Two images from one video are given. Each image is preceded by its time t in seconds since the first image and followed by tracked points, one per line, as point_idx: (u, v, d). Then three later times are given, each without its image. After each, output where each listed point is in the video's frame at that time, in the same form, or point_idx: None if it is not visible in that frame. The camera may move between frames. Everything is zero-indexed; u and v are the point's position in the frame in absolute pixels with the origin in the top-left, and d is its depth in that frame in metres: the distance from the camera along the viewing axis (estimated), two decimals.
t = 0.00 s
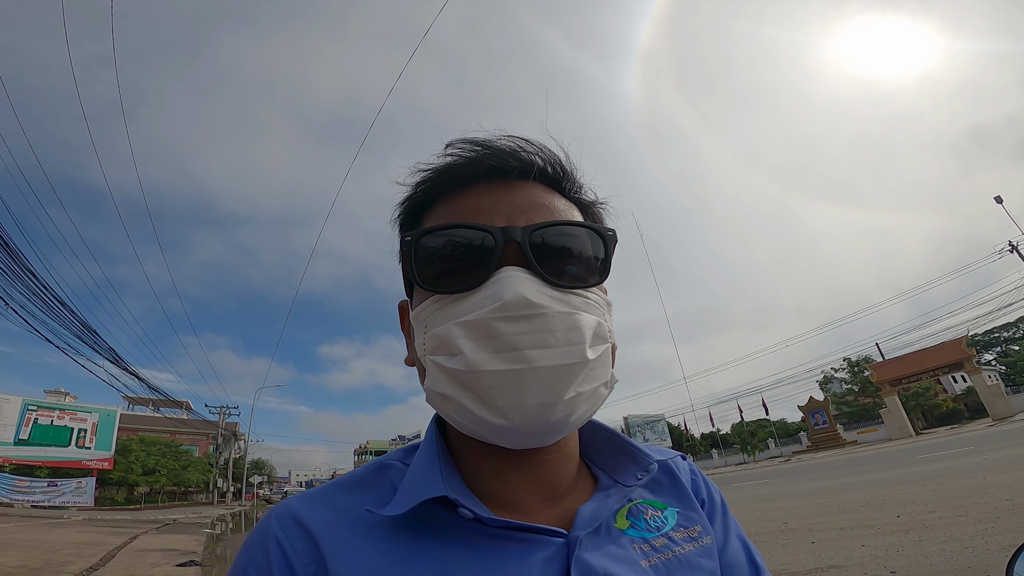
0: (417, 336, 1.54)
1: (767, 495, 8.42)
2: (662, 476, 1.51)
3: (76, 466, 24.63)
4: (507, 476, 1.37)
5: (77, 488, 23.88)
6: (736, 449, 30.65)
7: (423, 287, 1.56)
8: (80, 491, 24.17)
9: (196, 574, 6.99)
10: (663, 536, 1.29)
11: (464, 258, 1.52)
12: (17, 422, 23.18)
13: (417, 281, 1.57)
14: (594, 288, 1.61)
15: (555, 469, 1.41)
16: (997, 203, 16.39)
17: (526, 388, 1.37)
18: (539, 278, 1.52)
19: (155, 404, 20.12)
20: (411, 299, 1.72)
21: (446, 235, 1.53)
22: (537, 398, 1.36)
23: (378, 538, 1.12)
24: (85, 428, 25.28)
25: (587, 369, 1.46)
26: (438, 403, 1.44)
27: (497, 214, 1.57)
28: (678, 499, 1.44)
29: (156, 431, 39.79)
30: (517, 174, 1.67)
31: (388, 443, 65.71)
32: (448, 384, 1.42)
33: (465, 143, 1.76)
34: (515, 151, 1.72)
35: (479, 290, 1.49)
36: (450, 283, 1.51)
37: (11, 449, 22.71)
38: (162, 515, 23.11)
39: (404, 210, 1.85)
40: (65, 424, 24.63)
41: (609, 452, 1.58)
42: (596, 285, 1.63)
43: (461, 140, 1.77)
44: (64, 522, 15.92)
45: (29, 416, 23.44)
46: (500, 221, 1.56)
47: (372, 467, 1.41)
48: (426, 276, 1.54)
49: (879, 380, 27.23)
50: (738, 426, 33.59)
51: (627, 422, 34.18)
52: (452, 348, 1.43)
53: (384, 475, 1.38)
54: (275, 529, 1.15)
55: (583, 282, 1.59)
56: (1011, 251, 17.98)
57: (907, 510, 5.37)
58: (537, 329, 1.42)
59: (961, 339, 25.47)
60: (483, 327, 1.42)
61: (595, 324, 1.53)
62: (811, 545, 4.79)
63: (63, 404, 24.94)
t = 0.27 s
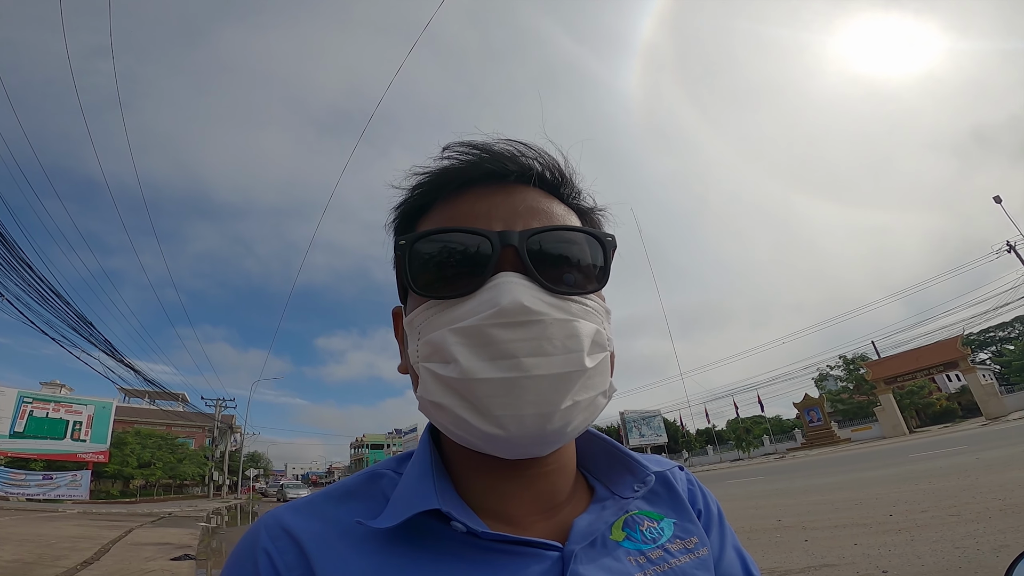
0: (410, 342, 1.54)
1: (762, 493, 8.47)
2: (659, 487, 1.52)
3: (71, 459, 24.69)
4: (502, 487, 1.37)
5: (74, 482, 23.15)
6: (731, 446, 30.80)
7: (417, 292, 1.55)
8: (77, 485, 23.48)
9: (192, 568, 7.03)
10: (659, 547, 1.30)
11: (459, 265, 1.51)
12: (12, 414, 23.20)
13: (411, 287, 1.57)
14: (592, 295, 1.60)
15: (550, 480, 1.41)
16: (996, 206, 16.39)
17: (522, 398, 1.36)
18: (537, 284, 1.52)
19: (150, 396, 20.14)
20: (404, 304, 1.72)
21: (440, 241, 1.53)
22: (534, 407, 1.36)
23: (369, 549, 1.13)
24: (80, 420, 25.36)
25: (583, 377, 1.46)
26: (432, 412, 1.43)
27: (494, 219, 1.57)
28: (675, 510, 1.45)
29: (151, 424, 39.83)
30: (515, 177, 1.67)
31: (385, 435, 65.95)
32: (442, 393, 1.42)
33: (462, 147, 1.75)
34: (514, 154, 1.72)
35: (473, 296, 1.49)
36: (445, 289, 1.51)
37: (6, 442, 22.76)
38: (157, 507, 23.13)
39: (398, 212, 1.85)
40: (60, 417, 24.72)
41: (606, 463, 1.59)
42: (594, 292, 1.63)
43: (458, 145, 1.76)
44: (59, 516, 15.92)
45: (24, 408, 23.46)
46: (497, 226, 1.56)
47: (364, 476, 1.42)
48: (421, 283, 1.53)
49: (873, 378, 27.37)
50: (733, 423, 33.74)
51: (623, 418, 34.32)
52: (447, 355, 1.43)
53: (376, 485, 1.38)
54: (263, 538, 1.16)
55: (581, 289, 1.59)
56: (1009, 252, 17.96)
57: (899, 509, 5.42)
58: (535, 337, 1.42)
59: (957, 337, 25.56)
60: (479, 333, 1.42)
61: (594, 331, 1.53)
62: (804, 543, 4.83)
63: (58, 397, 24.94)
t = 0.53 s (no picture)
0: (415, 337, 1.53)
1: (759, 492, 8.49)
2: (660, 485, 1.52)
3: (69, 456, 24.73)
4: (505, 484, 1.37)
5: (72, 479, 23.18)
6: (729, 445, 30.86)
7: (423, 287, 1.55)
8: (75, 482, 23.48)
9: (190, 566, 7.03)
10: (663, 546, 1.30)
11: (463, 263, 1.51)
12: (11, 411, 23.23)
13: (418, 281, 1.56)
14: (595, 291, 1.61)
15: (553, 478, 1.41)
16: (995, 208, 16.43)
17: (529, 389, 1.37)
18: (542, 280, 1.52)
19: (149, 393, 20.18)
20: (408, 303, 1.71)
21: (445, 239, 1.53)
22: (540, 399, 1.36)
23: (371, 547, 1.13)
24: (78, 418, 25.41)
25: (588, 371, 1.46)
26: (437, 406, 1.43)
27: (499, 216, 1.57)
28: (677, 508, 1.45)
29: (150, 421, 39.85)
30: (519, 178, 1.67)
31: (384, 433, 66.05)
32: (449, 385, 1.41)
33: (468, 147, 1.74)
34: (518, 155, 1.72)
35: (480, 289, 1.49)
36: (450, 283, 1.51)
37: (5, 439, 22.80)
38: (155, 504, 23.15)
39: (402, 214, 1.84)
40: (59, 414, 24.79)
41: (608, 460, 1.59)
42: (595, 289, 1.63)
43: (464, 145, 1.76)
44: (57, 514, 15.95)
45: (22, 405, 23.47)
46: (502, 223, 1.56)
47: (365, 474, 1.42)
48: (428, 278, 1.53)
49: (872, 378, 27.43)
50: (731, 422, 33.81)
51: (621, 417, 34.34)
52: (454, 347, 1.42)
53: (376, 483, 1.38)
54: (262, 538, 1.15)
55: (583, 286, 1.59)
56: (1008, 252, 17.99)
57: (897, 509, 5.43)
58: (540, 329, 1.42)
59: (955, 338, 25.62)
60: (485, 325, 1.42)
61: (597, 326, 1.54)
62: (802, 543, 4.83)
63: (57, 394, 24.98)
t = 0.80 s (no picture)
0: (422, 332, 1.52)
1: (757, 491, 8.50)
2: (659, 480, 1.52)
3: (67, 452, 24.75)
4: (503, 478, 1.37)
5: (69, 475, 23.20)
6: (727, 444, 30.91)
7: (432, 281, 1.54)
8: (72, 479, 23.44)
9: (187, 563, 7.04)
10: (662, 541, 1.30)
11: (473, 263, 1.50)
12: (9, 407, 23.24)
13: (426, 276, 1.55)
14: (599, 291, 1.62)
15: (551, 473, 1.41)
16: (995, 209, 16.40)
17: (540, 385, 1.37)
18: (550, 278, 1.52)
19: (147, 390, 20.17)
20: (410, 299, 1.69)
21: (454, 236, 1.52)
22: (550, 396, 1.36)
23: (365, 541, 1.12)
24: (76, 414, 25.44)
25: (595, 369, 1.46)
26: (443, 401, 1.42)
27: (509, 215, 1.57)
28: (675, 503, 1.45)
29: (148, 417, 39.86)
30: (526, 178, 1.68)
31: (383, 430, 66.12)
32: (458, 380, 1.41)
33: (476, 146, 1.74)
34: (525, 156, 1.72)
35: (491, 285, 1.49)
36: (459, 279, 1.50)
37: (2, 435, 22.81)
38: (153, 501, 23.16)
39: (404, 210, 1.82)
40: (57, 410, 24.82)
41: (603, 454, 1.59)
42: (598, 289, 1.64)
43: (472, 143, 1.74)
44: (54, 510, 15.96)
45: (21, 401, 23.45)
46: (512, 222, 1.55)
47: (359, 469, 1.41)
48: (437, 272, 1.52)
49: (870, 377, 27.48)
50: (730, 421, 33.86)
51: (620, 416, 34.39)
52: (465, 342, 1.42)
53: (371, 477, 1.38)
54: (251, 532, 1.13)
55: (588, 286, 1.60)
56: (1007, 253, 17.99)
57: (894, 509, 5.44)
58: (550, 327, 1.42)
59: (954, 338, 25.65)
60: (497, 321, 1.42)
61: (603, 326, 1.54)
62: (799, 542, 4.84)
63: (54, 390, 24.98)
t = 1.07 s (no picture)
0: (426, 319, 1.52)
1: (755, 491, 8.52)
2: (658, 473, 1.52)
3: (65, 450, 24.72)
4: (503, 468, 1.37)
5: (67, 473, 23.18)
6: (726, 443, 30.95)
7: (436, 268, 1.54)
8: (70, 476, 23.43)
9: (185, 560, 7.05)
10: (662, 533, 1.31)
11: (477, 252, 1.50)
12: (7, 404, 23.24)
13: (431, 262, 1.55)
14: (600, 280, 1.62)
15: (551, 464, 1.41)
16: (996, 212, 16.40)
17: (543, 369, 1.37)
18: (553, 266, 1.52)
19: (146, 388, 20.20)
20: (412, 288, 1.70)
21: (459, 226, 1.52)
22: (552, 380, 1.37)
23: (364, 529, 1.12)
24: (74, 412, 25.45)
25: (597, 356, 1.47)
26: (446, 387, 1.42)
27: (512, 204, 1.57)
28: (674, 496, 1.45)
29: (147, 415, 39.83)
30: (528, 171, 1.68)
31: (381, 428, 66.11)
32: (463, 366, 1.41)
33: (479, 139, 1.74)
34: (527, 149, 1.73)
35: (494, 272, 1.49)
36: (463, 265, 1.50)
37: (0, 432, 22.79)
38: (151, 499, 23.17)
39: (408, 201, 1.82)
40: (55, 408, 24.81)
41: (603, 446, 1.60)
42: (598, 278, 1.64)
43: (476, 136, 1.75)
44: (52, 507, 15.94)
45: (19, 398, 23.46)
46: (515, 211, 1.56)
47: (360, 459, 1.41)
48: (441, 260, 1.53)
49: (868, 377, 27.54)
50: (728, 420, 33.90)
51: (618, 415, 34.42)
52: (469, 327, 1.42)
53: (371, 467, 1.38)
54: (249, 521, 1.13)
55: (589, 275, 1.60)
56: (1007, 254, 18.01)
57: (891, 509, 5.45)
58: (553, 312, 1.42)
59: (953, 339, 25.70)
60: (501, 307, 1.42)
61: (604, 314, 1.54)
62: (796, 542, 4.85)
63: (53, 387, 24.97)
